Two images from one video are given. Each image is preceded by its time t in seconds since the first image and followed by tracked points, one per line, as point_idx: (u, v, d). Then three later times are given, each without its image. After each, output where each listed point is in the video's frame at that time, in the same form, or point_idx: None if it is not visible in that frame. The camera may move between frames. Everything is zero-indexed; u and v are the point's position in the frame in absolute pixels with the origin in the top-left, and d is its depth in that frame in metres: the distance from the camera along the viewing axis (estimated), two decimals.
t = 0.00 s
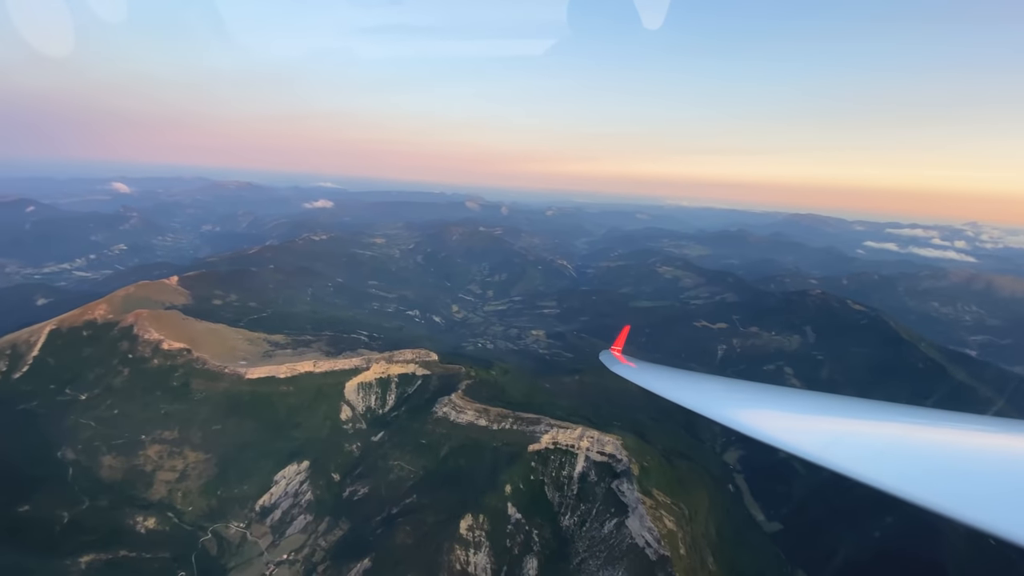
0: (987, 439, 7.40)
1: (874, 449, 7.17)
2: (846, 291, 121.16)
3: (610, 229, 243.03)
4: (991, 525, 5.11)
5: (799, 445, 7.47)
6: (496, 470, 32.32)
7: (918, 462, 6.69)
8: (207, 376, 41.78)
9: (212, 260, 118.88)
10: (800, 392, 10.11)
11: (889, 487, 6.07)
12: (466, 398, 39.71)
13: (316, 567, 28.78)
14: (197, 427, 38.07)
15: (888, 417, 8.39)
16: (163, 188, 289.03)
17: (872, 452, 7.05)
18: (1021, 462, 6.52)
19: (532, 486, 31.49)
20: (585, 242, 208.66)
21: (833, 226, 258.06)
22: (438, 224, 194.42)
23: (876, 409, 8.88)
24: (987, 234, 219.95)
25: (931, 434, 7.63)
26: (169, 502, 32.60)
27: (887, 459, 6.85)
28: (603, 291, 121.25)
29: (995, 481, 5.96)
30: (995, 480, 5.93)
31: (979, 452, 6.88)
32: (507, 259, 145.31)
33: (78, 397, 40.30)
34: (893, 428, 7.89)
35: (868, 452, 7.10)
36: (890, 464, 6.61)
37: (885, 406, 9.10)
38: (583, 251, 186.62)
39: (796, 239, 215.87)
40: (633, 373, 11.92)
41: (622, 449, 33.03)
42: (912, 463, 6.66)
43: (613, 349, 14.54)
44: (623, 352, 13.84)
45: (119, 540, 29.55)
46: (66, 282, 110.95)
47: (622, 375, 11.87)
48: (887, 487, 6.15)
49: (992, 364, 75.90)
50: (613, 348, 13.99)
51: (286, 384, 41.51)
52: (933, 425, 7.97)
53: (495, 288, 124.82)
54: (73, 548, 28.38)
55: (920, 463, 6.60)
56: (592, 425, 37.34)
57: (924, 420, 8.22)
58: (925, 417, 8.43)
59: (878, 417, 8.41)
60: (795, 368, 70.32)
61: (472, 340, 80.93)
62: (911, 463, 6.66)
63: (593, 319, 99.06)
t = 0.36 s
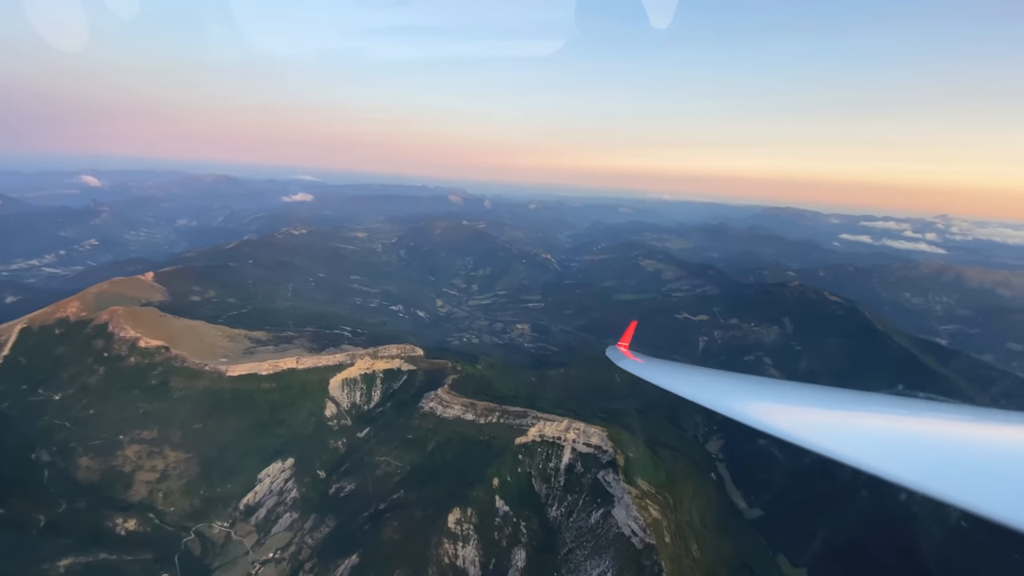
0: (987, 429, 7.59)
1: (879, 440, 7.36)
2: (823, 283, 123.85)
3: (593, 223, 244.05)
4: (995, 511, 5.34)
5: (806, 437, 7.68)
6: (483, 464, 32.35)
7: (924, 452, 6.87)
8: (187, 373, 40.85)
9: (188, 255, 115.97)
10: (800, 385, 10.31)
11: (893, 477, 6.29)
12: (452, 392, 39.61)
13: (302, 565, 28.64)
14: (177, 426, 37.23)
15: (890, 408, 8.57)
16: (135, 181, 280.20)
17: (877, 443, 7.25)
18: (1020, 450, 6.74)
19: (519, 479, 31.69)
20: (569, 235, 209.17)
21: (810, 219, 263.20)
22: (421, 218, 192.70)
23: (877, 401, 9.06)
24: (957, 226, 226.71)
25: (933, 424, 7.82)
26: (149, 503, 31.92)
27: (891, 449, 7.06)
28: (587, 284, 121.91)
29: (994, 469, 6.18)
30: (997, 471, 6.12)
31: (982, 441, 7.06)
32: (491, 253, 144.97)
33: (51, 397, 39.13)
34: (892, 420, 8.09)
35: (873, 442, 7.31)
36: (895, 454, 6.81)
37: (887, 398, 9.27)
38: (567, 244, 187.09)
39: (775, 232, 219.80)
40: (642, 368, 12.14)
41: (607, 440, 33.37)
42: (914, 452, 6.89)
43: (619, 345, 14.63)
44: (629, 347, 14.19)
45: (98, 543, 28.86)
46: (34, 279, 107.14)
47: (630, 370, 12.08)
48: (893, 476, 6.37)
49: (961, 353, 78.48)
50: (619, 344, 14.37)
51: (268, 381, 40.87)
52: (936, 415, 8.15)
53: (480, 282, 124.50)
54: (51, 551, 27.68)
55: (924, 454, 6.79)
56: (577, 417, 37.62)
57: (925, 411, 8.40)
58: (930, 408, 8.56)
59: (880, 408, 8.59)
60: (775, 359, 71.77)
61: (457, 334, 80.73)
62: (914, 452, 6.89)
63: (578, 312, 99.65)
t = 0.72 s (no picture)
0: (987, 427, 7.68)
1: (880, 437, 7.46)
2: (801, 277, 126.62)
3: (577, 219, 245.18)
4: (991, 503, 5.40)
5: (807, 433, 7.77)
6: (471, 460, 32.39)
7: (925, 449, 6.94)
8: (166, 374, 39.97)
9: (164, 253, 113.23)
10: (798, 382, 10.45)
11: (894, 471, 6.38)
12: (439, 389, 39.55)
13: (289, 566, 28.39)
14: (157, 427, 36.40)
15: (893, 406, 8.66)
16: (106, 177, 272.13)
17: (878, 439, 7.35)
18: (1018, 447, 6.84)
19: (507, 475, 31.80)
20: (553, 231, 209.87)
21: (788, 215, 268.45)
22: (404, 215, 191.24)
23: (879, 400, 9.17)
24: (927, 221, 233.73)
25: (936, 423, 7.89)
26: (129, 507, 31.19)
27: (893, 444, 7.15)
28: (571, 280, 122.67)
29: (994, 465, 6.26)
30: (996, 467, 6.19)
31: (980, 440, 7.16)
32: (475, 249, 144.71)
33: (24, 401, 37.95)
34: (890, 417, 8.19)
35: (875, 438, 7.40)
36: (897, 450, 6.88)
37: (887, 396, 9.39)
38: (551, 241, 187.60)
39: (754, 227, 223.68)
40: (645, 366, 12.27)
41: (594, 435, 33.72)
42: (916, 449, 6.96)
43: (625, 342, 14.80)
44: (636, 345, 14.06)
45: (76, 549, 28.11)
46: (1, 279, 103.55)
47: (636, 368, 12.20)
48: (892, 470, 6.47)
49: (933, 344, 81.04)
50: (625, 340, 14.25)
51: (251, 381, 40.27)
52: (936, 414, 8.25)
53: (464, 279, 124.21)
54: (26, 560, 26.87)
55: (924, 451, 6.88)
56: (564, 412, 37.91)
57: (927, 409, 8.49)
58: (928, 406, 8.69)
59: (882, 406, 8.69)
60: (755, 351, 73.11)
61: (442, 331, 80.55)
62: (917, 449, 6.95)
63: (562, 308, 100.21)
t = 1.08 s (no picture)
0: (985, 424, 8.05)
1: (886, 433, 7.76)
2: (779, 273, 129.14)
3: (560, 216, 246.02)
4: (999, 502, 5.69)
5: (812, 428, 8.12)
6: (458, 458, 32.39)
7: (932, 446, 7.24)
8: (144, 377, 38.99)
9: (139, 253, 110.33)
10: (797, 379, 10.81)
11: (905, 468, 6.64)
12: (425, 388, 39.41)
13: (275, 569, 28.03)
14: (135, 432, 35.52)
15: (893, 405, 9.01)
16: (76, 175, 263.96)
17: (885, 435, 7.65)
18: (1017, 445, 7.18)
19: (495, 472, 31.88)
20: (536, 229, 210.24)
21: (766, 211, 273.28)
22: (387, 212, 189.50)
23: (881, 397, 9.50)
24: (899, 217, 240.04)
25: (937, 420, 8.24)
26: (108, 514, 30.40)
27: (898, 441, 7.45)
28: (556, 277, 123.18)
29: (998, 462, 6.59)
30: (1000, 465, 6.51)
31: (982, 438, 7.50)
32: (459, 247, 144.22)
33: None
34: (890, 415, 8.52)
35: (880, 435, 7.70)
36: (904, 447, 7.17)
37: (887, 394, 9.76)
38: (535, 238, 187.88)
39: (734, 224, 227.08)
40: (650, 362, 12.45)
41: (580, 431, 34.08)
42: (921, 445, 7.27)
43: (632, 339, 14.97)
44: (643, 342, 14.50)
45: (54, 558, 27.34)
46: None
47: (644, 364, 12.44)
48: (902, 466, 6.75)
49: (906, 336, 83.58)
50: (632, 338, 14.65)
51: (233, 383, 39.52)
52: (936, 411, 8.60)
53: (448, 277, 123.75)
54: None
55: (930, 447, 7.19)
56: (550, 409, 38.12)
57: (926, 407, 8.84)
58: (925, 404, 9.06)
59: (884, 404, 9.02)
60: (736, 346, 74.47)
61: (426, 330, 80.17)
62: (922, 445, 7.26)
63: (547, 305, 100.58)
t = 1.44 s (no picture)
0: (982, 421, 8.26)
1: (885, 429, 7.97)
2: (759, 270, 131.51)
3: (543, 215, 246.64)
4: (988, 490, 5.93)
5: (813, 423, 8.38)
6: (446, 457, 32.32)
7: (930, 440, 7.46)
8: (122, 382, 38.03)
9: (113, 254, 107.49)
10: (800, 377, 11.00)
11: (898, 461, 6.89)
12: (412, 389, 39.22)
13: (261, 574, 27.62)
14: (113, 438, 34.57)
15: (895, 403, 9.19)
16: (45, 174, 255.59)
17: (884, 431, 7.88)
18: (1013, 440, 7.38)
19: (483, 471, 31.92)
20: (520, 227, 210.44)
21: (746, 209, 277.79)
22: (369, 211, 187.76)
23: (883, 396, 9.68)
24: (874, 214, 246.05)
25: (937, 417, 8.44)
26: (87, 522, 29.54)
27: (899, 436, 7.66)
28: (541, 275, 123.52)
29: (991, 455, 6.81)
30: (995, 457, 6.72)
31: (979, 432, 7.69)
32: (443, 246, 143.59)
33: None
34: (890, 412, 8.73)
35: (881, 430, 7.92)
36: (904, 442, 7.37)
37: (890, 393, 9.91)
38: (519, 237, 188.06)
39: (715, 222, 230.29)
40: (654, 362, 12.63)
41: (568, 428, 34.38)
42: (920, 440, 7.47)
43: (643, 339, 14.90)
44: (651, 340, 14.56)
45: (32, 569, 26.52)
46: None
47: (651, 363, 12.56)
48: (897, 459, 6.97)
49: (881, 330, 85.89)
50: (640, 336, 14.70)
51: (214, 386, 38.82)
52: (936, 408, 8.81)
53: (433, 276, 123.10)
54: None
55: (929, 441, 7.39)
56: (537, 407, 38.29)
57: (927, 404, 9.03)
58: (926, 401, 9.23)
59: (886, 402, 9.21)
60: (718, 342, 75.64)
61: (411, 330, 79.79)
62: (920, 440, 7.48)
63: (532, 304, 100.82)
